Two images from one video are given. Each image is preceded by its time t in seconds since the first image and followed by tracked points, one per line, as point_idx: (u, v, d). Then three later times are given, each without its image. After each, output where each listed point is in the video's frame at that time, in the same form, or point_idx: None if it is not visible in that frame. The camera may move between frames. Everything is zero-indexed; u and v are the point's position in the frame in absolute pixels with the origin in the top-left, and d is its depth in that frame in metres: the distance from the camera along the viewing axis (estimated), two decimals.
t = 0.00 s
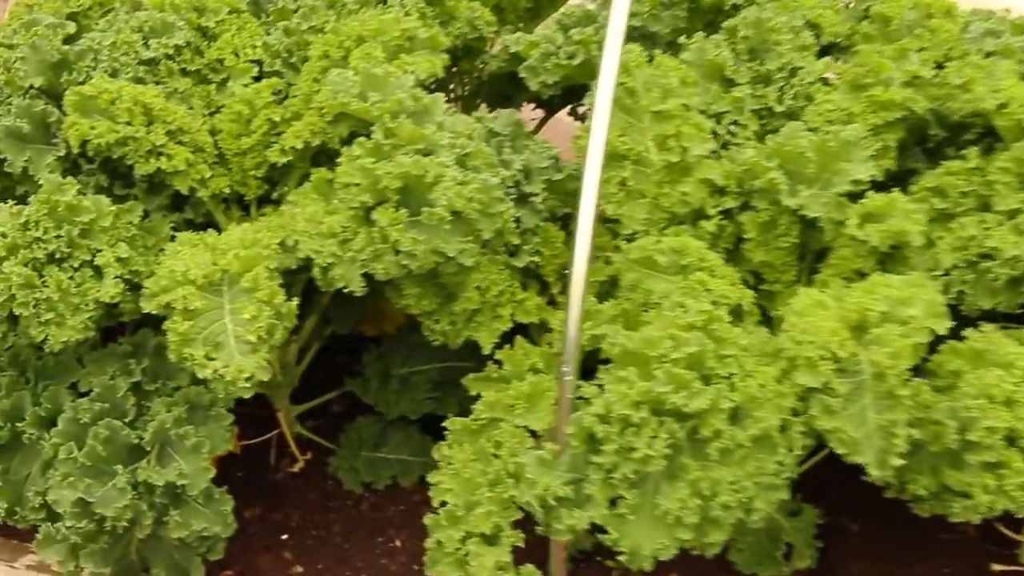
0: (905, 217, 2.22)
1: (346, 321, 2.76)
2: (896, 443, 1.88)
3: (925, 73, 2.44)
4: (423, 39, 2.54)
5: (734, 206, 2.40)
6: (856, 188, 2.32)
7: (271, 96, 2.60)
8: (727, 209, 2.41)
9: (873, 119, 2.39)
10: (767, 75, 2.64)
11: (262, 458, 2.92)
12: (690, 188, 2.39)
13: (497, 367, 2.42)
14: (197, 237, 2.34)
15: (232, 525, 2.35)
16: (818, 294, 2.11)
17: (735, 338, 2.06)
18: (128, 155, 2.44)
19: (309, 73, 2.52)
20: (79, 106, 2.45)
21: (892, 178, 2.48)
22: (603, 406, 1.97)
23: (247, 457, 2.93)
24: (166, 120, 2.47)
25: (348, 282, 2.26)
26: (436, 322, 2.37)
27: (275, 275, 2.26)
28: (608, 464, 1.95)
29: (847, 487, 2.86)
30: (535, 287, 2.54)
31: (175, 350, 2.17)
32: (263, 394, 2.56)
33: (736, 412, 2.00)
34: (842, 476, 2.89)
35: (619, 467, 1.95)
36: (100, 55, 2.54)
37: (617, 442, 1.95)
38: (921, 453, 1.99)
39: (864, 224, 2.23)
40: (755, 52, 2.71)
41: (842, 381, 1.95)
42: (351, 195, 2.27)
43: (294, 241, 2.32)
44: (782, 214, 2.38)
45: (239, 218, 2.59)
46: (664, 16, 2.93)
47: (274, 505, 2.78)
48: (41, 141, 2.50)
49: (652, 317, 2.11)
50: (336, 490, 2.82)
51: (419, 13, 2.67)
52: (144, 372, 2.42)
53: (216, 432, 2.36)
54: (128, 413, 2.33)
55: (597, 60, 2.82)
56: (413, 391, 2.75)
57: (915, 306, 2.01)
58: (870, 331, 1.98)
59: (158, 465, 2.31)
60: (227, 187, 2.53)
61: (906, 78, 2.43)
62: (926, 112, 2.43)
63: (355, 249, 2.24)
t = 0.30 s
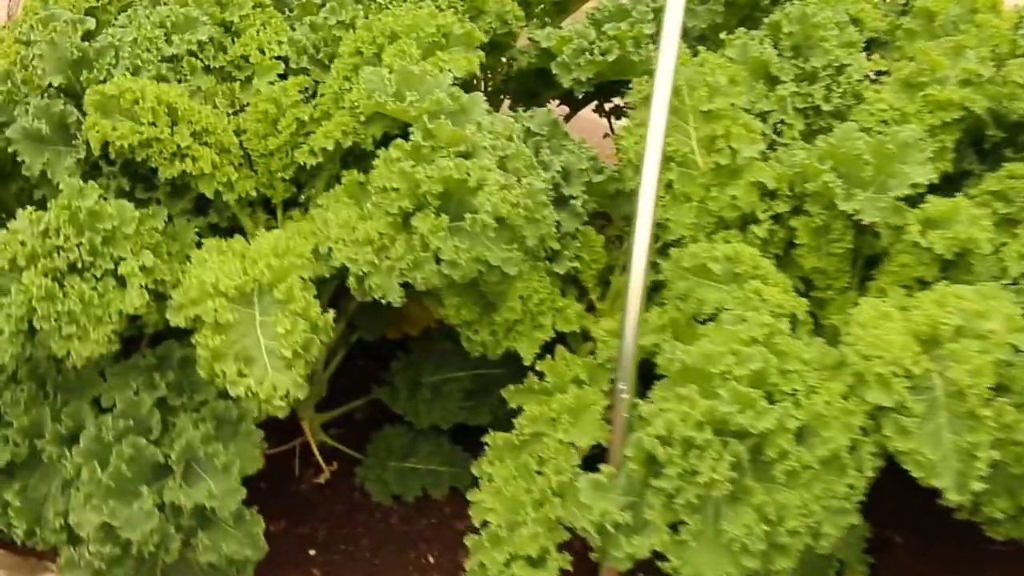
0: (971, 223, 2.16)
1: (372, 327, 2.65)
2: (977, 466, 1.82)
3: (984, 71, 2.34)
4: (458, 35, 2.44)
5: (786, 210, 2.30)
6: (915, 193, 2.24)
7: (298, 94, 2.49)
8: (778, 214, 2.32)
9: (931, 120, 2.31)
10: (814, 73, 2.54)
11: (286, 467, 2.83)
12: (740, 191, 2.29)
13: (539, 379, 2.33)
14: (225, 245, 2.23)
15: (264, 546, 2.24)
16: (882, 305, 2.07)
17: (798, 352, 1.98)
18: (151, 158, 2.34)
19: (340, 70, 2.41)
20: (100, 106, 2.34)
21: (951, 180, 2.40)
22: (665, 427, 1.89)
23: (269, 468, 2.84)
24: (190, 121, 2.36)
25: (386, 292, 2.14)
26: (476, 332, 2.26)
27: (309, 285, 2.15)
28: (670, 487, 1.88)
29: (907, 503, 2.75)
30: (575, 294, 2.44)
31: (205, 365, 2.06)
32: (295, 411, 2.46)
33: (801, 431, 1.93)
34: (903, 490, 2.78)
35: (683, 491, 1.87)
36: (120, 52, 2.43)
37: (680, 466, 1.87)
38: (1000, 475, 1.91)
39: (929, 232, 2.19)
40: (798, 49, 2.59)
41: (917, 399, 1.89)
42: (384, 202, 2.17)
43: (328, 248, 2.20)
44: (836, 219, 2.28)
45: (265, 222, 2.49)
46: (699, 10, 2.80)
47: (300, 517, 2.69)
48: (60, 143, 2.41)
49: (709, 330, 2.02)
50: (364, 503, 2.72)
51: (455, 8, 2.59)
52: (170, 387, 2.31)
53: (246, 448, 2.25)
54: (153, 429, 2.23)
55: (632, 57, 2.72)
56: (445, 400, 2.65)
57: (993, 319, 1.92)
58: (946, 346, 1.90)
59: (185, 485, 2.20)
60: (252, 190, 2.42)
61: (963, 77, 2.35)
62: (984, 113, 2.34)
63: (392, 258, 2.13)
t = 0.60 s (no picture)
0: None
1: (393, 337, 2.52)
2: None
3: None
4: (487, 35, 2.34)
5: (828, 218, 2.22)
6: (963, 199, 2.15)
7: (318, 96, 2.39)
8: (820, 222, 2.23)
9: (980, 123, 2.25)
10: (852, 73, 2.44)
11: (304, 477, 2.73)
12: (782, 200, 2.20)
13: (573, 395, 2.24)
14: (245, 256, 2.15)
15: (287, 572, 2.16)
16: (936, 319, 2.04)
17: (852, 372, 1.92)
18: (166, 165, 2.23)
19: (363, 71, 2.32)
20: (111, 110, 2.23)
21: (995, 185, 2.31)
22: (719, 454, 1.81)
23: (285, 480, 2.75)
24: (207, 126, 2.26)
25: (416, 308, 2.04)
26: (509, 347, 2.16)
27: (337, 302, 2.05)
28: (725, 517, 1.81)
29: (973, 530, 2.50)
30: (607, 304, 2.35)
31: (228, 389, 1.96)
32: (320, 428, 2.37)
33: (856, 454, 1.86)
34: (966, 514, 2.53)
35: (738, 520, 1.81)
36: (132, 53, 2.32)
37: (734, 495, 1.80)
38: None
39: (981, 242, 2.13)
40: (833, 48, 2.49)
41: (979, 420, 1.87)
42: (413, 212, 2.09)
43: (355, 260, 2.11)
44: (881, 226, 2.20)
45: (284, 228, 2.40)
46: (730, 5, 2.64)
47: (320, 530, 2.59)
48: (69, 148, 2.30)
49: (759, 349, 1.94)
50: (385, 515, 2.63)
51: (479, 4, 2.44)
52: (188, 406, 2.21)
53: (268, 469, 2.17)
54: (172, 452, 2.13)
55: (661, 55, 2.61)
56: (469, 411, 2.56)
57: None
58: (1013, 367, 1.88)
59: (206, 510, 2.11)
60: (271, 196, 2.33)
61: (1010, 77, 2.28)
62: None
63: (424, 272, 2.04)
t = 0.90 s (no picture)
0: None
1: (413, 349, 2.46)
2: None
3: None
4: (511, 36, 2.24)
5: (865, 228, 2.14)
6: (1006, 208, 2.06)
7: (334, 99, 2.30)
8: (857, 231, 2.15)
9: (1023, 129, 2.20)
10: (885, 75, 2.35)
11: (319, 490, 2.65)
12: (818, 209, 2.12)
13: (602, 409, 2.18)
14: (262, 268, 2.07)
15: None
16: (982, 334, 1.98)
17: (898, 392, 1.83)
18: (177, 173, 2.14)
19: (382, 74, 2.23)
20: (119, 116, 2.13)
21: None
22: (762, 480, 1.75)
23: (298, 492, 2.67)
24: (220, 131, 2.17)
25: (442, 324, 1.97)
26: (537, 362, 2.10)
27: (359, 318, 1.97)
28: (770, 545, 1.73)
29: None
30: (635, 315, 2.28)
31: (248, 411, 1.88)
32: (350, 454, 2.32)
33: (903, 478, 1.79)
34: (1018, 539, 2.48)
35: (784, 548, 1.73)
36: (139, 55, 2.23)
37: (779, 522, 1.73)
38: None
39: None
40: (865, 49, 2.41)
41: None
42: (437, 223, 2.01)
43: (377, 273, 2.04)
44: (920, 236, 2.12)
45: (300, 236, 2.32)
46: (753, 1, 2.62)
47: (337, 545, 2.52)
48: (75, 155, 2.19)
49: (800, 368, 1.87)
50: (402, 529, 2.56)
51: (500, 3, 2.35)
52: (202, 425, 2.13)
53: (286, 490, 2.09)
54: (187, 473, 2.06)
55: (686, 55, 2.54)
56: (492, 422, 2.50)
57: None
58: None
59: (223, 534, 2.02)
60: (287, 204, 2.25)
61: None
62: None
63: (450, 287, 1.97)
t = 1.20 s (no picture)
0: None
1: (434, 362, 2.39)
2: None
3: None
4: (537, 38, 2.17)
5: (901, 235, 2.08)
6: None
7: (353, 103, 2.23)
8: (893, 239, 2.09)
9: None
10: (919, 78, 2.30)
11: (334, 503, 2.59)
12: (854, 217, 2.06)
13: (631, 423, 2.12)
14: (282, 279, 2.01)
15: None
16: None
17: (945, 408, 1.76)
18: (192, 181, 2.07)
19: (403, 77, 2.17)
20: (132, 121, 2.06)
21: None
22: (808, 498, 1.68)
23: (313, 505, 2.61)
24: (236, 137, 2.10)
25: (470, 337, 1.92)
26: (566, 375, 2.04)
27: (385, 332, 1.90)
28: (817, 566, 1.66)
29: None
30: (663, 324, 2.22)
31: (271, 429, 1.82)
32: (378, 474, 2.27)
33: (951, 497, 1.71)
34: None
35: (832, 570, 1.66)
36: (152, 57, 2.15)
37: (824, 543, 1.65)
38: None
39: None
40: (896, 50, 2.35)
41: None
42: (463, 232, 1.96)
43: (402, 284, 1.98)
44: (958, 244, 2.06)
45: (317, 244, 2.25)
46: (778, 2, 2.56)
47: (354, 559, 2.46)
48: (86, 162, 2.12)
49: (843, 382, 1.81)
50: (421, 543, 2.49)
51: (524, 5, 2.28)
52: (220, 441, 2.06)
53: (308, 508, 2.04)
54: (205, 491, 2.00)
55: (710, 57, 2.49)
56: (514, 432, 2.43)
57: None
58: None
59: (244, 554, 1.96)
60: (305, 211, 2.19)
61: None
62: None
63: (478, 299, 1.90)
